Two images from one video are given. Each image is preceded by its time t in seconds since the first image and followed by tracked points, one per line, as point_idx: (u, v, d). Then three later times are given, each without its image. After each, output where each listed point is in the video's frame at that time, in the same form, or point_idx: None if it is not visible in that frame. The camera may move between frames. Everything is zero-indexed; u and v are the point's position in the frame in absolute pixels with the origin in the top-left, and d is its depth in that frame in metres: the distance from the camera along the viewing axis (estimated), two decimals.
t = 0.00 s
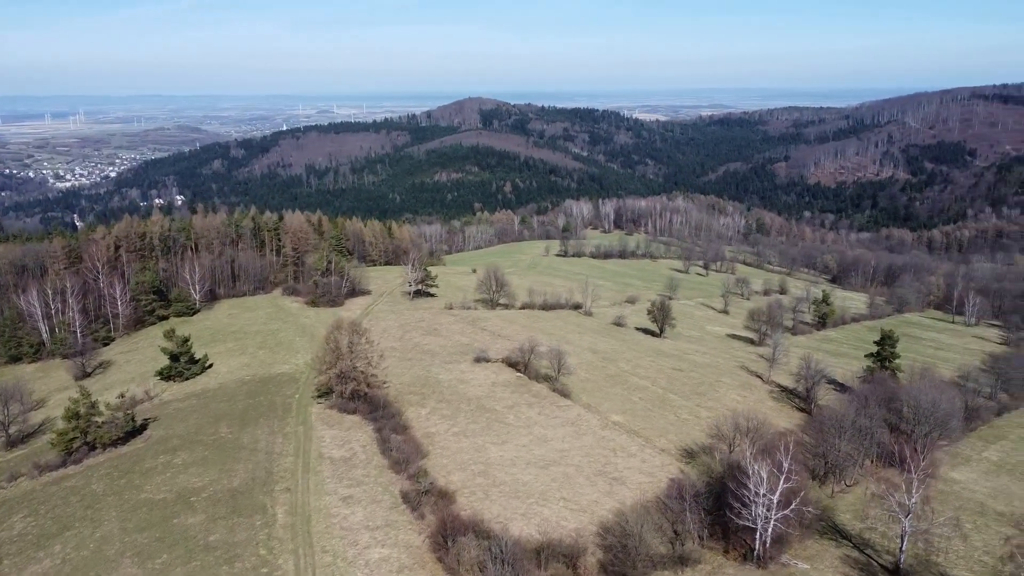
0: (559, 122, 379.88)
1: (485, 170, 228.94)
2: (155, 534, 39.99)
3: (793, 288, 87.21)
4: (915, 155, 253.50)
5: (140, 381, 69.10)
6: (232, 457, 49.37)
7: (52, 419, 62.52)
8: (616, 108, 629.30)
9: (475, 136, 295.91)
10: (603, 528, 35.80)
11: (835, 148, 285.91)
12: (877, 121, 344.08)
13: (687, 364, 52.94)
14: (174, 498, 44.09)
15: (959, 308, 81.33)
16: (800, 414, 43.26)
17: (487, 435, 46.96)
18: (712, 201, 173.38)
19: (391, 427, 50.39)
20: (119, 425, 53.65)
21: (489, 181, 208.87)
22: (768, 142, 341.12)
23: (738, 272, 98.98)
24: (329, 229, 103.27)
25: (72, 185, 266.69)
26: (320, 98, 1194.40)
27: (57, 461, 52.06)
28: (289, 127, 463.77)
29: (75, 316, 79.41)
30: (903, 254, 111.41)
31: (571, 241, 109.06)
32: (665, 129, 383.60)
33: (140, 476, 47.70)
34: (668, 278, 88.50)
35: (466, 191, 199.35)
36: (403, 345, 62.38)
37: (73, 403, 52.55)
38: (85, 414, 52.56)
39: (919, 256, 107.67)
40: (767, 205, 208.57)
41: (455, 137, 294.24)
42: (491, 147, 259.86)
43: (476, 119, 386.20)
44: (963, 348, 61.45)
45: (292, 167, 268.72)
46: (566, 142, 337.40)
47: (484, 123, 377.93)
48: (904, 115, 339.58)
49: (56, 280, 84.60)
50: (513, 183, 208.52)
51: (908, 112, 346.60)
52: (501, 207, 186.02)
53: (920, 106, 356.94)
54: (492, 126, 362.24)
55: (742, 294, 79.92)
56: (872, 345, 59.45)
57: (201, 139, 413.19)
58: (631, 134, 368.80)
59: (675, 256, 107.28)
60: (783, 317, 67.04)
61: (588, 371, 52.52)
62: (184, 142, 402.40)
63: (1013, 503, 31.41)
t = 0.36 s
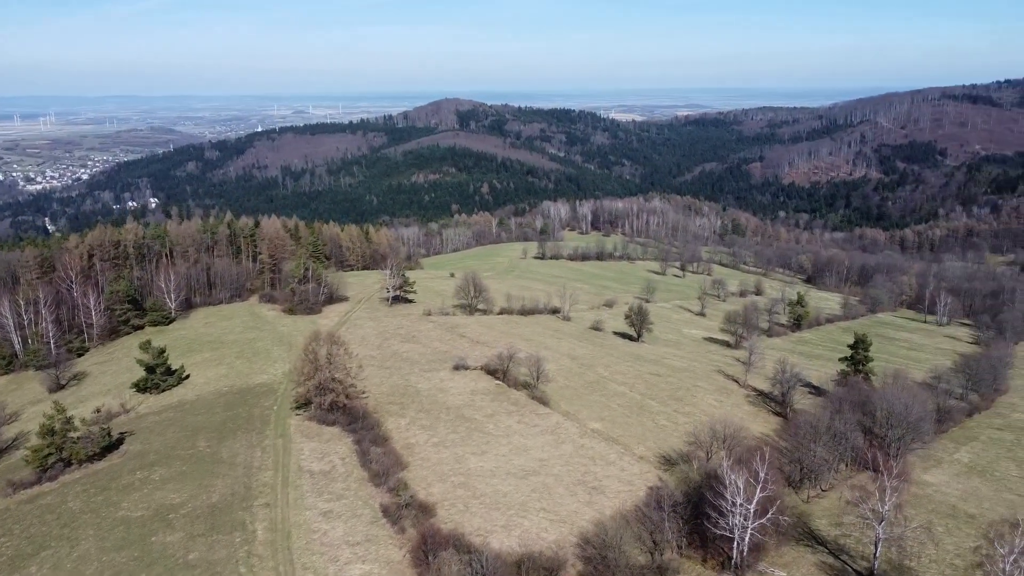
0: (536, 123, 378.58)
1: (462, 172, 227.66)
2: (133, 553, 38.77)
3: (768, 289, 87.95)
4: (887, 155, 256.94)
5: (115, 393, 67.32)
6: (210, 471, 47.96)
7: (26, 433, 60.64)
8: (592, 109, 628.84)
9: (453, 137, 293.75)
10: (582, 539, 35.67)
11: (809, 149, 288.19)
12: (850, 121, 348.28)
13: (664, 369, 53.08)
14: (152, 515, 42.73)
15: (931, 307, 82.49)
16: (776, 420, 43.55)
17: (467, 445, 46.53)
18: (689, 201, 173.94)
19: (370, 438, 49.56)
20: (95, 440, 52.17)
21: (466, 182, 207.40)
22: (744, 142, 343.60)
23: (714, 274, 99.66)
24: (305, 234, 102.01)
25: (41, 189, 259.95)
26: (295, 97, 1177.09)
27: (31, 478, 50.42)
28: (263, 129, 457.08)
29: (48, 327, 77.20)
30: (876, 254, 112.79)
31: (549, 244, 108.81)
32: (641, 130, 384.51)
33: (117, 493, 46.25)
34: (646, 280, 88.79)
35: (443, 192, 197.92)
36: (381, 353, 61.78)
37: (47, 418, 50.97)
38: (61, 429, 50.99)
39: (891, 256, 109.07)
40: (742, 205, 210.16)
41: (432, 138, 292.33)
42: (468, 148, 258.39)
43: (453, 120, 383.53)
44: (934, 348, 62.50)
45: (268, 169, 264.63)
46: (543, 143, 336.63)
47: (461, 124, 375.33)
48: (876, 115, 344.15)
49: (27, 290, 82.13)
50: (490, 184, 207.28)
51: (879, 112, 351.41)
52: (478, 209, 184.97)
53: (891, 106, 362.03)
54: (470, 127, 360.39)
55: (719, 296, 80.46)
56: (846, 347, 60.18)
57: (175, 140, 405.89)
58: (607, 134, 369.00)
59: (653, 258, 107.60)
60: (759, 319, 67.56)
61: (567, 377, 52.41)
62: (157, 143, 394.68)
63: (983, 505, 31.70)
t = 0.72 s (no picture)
0: (524, 123, 377.52)
1: (450, 172, 226.88)
2: (120, 564, 38.27)
3: (756, 289, 88.28)
4: (873, 155, 258.44)
5: (102, 400, 66.38)
6: (198, 479, 47.44)
7: (10, 441, 59.61)
8: (579, 110, 626.76)
9: (440, 137, 292.37)
10: (572, 545, 35.52)
11: (795, 148, 289.00)
12: (835, 121, 350.33)
13: (652, 372, 53.12)
14: (139, 524, 42.21)
15: (916, 307, 83.09)
16: (763, 424, 43.64)
17: (456, 450, 46.31)
18: (676, 202, 174.13)
19: (359, 445, 49.21)
20: (82, 449, 51.27)
21: (454, 183, 206.57)
22: (730, 142, 344.71)
23: (702, 275, 99.91)
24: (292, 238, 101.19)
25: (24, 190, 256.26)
26: (282, 96, 1168.23)
27: (17, 488, 49.63)
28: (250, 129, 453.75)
29: (33, 332, 76.09)
30: (861, 254, 113.47)
31: (537, 245, 108.64)
32: (629, 130, 385.01)
33: (104, 502, 45.70)
34: (634, 281, 88.90)
35: (430, 193, 197.04)
36: (370, 358, 61.45)
37: (34, 427, 50.06)
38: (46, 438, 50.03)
39: (877, 256, 109.78)
40: (729, 205, 210.83)
41: (420, 138, 291.06)
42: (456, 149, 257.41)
43: (440, 120, 381.75)
44: (920, 348, 62.95)
45: (254, 170, 262.56)
46: (531, 143, 336.11)
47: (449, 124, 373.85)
48: (861, 115, 346.34)
49: (11, 295, 80.91)
50: (478, 185, 206.63)
51: (865, 112, 353.64)
52: (466, 210, 184.34)
53: (876, 106, 364.17)
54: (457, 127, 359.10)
55: (706, 297, 80.74)
56: (832, 348, 60.49)
57: (160, 141, 401.63)
58: (595, 134, 368.81)
59: (641, 259, 107.72)
60: (746, 320, 67.80)
61: (556, 381, 52.31)
62: (143, 144, 390.72)
63: (968, 506, 31.87)
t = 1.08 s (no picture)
0: (513, 123, 376.78)
1: (439, 173, 226.14)
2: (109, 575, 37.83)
3: (745, 290, 88.56)
4: (860, 156, 259.74)
5: (90, 406, 65.63)
6: (188, 487, 46.98)
7: None
8: (568, 110, 626.92)
9: (430, 138, 291.18)
10: (562, 552, 35.42)
11: (783, 148, 289.87)
12: (823, 121, 351.96)
13: (642, 375, 53.10)
14: (129, 533, 41.79)
15: (903, 307, 83.66)
16: (752, 427, 43.73)
17: (446, 456, 46.13)
18: (665, 202, 174.38)
19: (349, 451, 48.94)
20: (71, 456, 50.78)
21: (443, 184, 205.77)
22: (719, 142, 345.49)
23: (691, 275, 100.12)
24: (281, 240, 100.46)
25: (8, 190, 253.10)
26: (271, 96, 1160.43)
27: (5, 497, 48.90)
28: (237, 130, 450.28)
29: (19, 338, 75.05)
30: (849, 254, 114.08)
31: (526, 246, 108.41)
32: (618, 130, 385.30)
33: (94, 511, 45.22)
34: (623, 282, 89.01)
35: (419, 194, 196.20)
36: (360, 362, 61.12)
37: (21, 436, 49.43)
38: (34, 446, 49.47)
39: (864, 256, 110.40)
40: (717, 206, 211.52)
41: (409, 138, 289.87)
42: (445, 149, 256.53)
43: (429, 121, 380.25)
44: (907, 349, 63.37)
45: (242, 171, 260.69)
46: (520, 144, 335.62)
47: (438, 124, 372.55)
48: (849, 116, 348.11)
49: None
50: (467, 185, 205.93)
51: (852, 112, 355.58)
52: (455, 211, 183.80)
53: (863, 107, 366.06)
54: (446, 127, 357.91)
55: (695, 298, 80.97)
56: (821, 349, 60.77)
57: (147, 141, 397.82)
58: (584, 134, 368.14)
59: (630, 260, 107.87)
60: (735, 321, 68.01)
61: (546, 385, 52.22)
62: (129, 145, 386.63)
63: (955, 508, 32.02)
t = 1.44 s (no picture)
0: (504, 124, 376.00)
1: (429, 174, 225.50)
2: None
3: (735, 291, 88.82)
4: (849, 155, 260.73)
5: (80, 413, 64.97)
6: (179, 495, 46.64)
7: None
8: (558, 110, 626.60)
9: (420, 139, 290.16)
10: (555, 558, 35.32)
11: (772, 148, 290.32)
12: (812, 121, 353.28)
13: (633, 378, 53.13)
14: (120, 543, 41.46)
15: (892, 307, 84.04)
16: (743, 430, 43.78)
17: (438, 461, 45.94)
18: (655, 202, 174.33)
19: (341, 458, 48.66)
20: (62, 465, 50.15)
21: (433, 184, 205.09)
22: (709, 142, 346.01)
23: (681, 276, 100.28)
24: (271, 243, 99.84)
25: None
26: (261, 96, 1153.54)
27: None
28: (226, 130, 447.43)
29: (7, 344, 74.10)
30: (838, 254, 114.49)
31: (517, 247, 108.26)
32: (608, 130, 385.38)
33: (85, 520, 44.87)
34: (614, 283, 89.00)
35: (410, 195, 195.58)
36: (351, 366, 60.84)
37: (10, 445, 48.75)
38: (24, 455, 48.91)
39: (852, 255, 110.90)
40: (707, 206, 212.05)
41: (399, 139, 288.92)
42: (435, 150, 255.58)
43: (419, 121, 378.78)
44: (897, 349, 63.71)
45: (232, 172, 259.08)
46: (510, 144, 335.14)
47: (428, 124, 371.38)
48: (838, 115, 349.49)
49: None
50: (458, 186, 205.25)
51: (841, 112, 357.00)
52: (445, 212, 183.36)
53: (852, 107, 367.56)
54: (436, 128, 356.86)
55: (686, 299, 81.12)
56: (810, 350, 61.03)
57: (136, 142, 394.76)
58: (574, 135, 366.74)
59: (620, 261, 107.96)
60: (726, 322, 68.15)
61: (537, 389, 52.12)
62: (118, 146, 383.72)
63: (943, 510, 32.15)
